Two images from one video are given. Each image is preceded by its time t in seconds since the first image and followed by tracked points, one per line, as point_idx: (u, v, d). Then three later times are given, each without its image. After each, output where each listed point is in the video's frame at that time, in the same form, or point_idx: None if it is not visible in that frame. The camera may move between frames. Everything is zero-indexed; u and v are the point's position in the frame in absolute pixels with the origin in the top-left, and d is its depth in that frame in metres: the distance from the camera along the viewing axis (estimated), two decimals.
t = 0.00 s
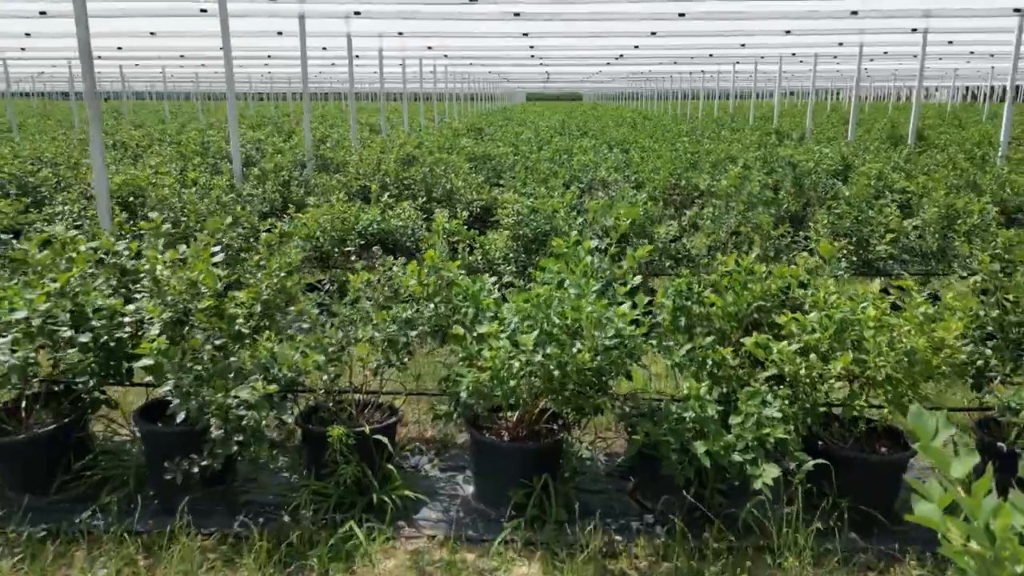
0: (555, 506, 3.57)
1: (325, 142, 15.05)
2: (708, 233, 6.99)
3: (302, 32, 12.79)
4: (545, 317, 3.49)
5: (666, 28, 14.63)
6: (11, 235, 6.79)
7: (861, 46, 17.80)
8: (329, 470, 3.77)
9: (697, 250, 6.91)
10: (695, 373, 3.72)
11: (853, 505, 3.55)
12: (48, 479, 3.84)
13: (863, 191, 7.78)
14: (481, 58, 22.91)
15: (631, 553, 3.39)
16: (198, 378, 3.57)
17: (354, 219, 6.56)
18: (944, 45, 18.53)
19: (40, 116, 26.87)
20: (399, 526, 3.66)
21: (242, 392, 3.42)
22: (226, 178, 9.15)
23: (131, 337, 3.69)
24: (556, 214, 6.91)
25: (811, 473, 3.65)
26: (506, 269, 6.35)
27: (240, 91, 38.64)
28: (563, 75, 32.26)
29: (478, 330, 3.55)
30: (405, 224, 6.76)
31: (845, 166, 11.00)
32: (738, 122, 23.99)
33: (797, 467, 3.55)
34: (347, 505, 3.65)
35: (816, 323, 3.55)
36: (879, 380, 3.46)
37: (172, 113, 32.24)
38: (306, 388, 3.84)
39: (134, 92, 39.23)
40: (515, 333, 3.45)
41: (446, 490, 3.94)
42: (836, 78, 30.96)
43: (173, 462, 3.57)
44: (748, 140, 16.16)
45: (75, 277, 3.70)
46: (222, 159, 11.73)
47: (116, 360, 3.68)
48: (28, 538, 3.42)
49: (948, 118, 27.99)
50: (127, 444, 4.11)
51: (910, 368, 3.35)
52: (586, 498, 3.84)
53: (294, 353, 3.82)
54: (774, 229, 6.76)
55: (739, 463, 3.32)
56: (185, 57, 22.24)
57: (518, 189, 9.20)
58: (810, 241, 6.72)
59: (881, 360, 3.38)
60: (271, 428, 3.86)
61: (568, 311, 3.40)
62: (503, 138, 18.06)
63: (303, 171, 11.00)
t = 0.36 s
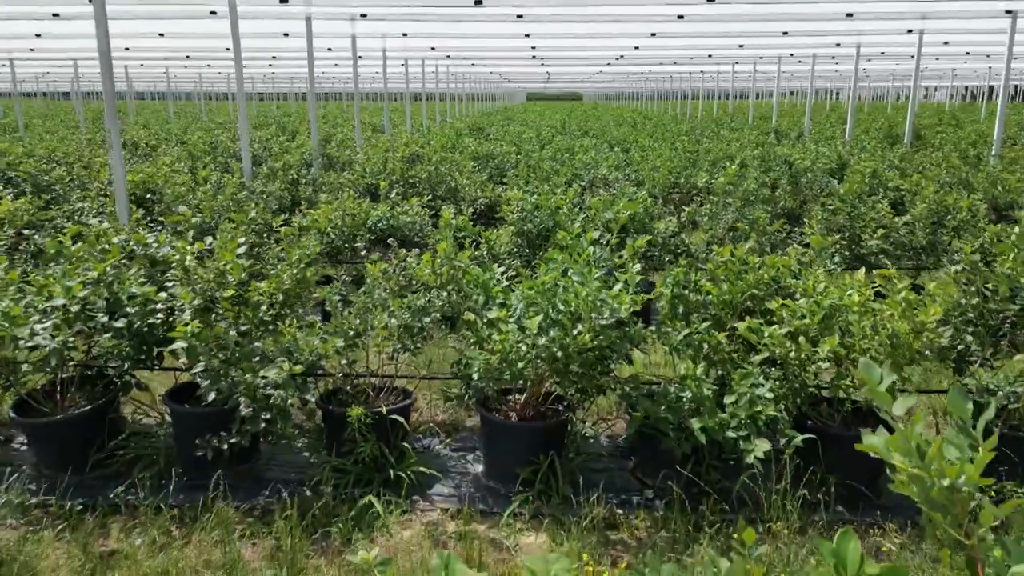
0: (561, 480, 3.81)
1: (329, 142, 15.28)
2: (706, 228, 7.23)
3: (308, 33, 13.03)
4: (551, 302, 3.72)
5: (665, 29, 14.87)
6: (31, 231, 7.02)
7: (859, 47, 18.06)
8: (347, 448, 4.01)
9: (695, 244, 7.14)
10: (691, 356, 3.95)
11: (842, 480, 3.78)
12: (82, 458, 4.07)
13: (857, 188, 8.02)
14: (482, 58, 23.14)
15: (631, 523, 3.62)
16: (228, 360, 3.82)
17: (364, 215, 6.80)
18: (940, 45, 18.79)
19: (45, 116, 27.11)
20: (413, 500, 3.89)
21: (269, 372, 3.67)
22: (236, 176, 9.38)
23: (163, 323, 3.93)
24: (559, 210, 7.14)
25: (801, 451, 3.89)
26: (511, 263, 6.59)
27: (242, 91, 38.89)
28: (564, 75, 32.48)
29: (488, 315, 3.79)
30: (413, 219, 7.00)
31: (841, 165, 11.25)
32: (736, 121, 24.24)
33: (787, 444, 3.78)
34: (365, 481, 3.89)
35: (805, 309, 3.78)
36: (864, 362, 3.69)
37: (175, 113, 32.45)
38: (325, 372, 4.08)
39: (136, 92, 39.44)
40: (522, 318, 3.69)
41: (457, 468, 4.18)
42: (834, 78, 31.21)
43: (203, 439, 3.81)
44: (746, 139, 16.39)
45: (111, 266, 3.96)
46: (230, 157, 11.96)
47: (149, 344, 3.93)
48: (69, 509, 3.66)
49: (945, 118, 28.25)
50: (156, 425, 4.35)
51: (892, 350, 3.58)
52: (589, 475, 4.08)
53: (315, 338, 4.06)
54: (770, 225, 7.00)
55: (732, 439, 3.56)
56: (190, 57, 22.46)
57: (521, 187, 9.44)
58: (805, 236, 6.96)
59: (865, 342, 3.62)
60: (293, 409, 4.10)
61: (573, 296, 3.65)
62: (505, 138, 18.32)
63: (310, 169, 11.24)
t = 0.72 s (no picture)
0: (565, 458, 4.04)
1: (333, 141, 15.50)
2: (704, 224, 7.46)
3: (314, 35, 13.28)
4: (557, 291, 3.95)
5: (665, 31, 15.12)
6: (50, 227, 7.23)
7: (856, 47, 18.32)
8: (364, 429, 4.23)
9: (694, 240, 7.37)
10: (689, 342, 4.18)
11: (830, 458, 4.04)
12: (114, 438, 4.31)
13: (852, 186, 8.23)
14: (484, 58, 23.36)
15: (632, 496, 3.85)
16: (253, 344, 4.06)
17: (374, 212, 7.03)
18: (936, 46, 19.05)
19: (50, 116, 27.31)
20: (427, 477, 4.12)
21: (293, 355, 3.90)
22: (246, 174, 9.60)
23: (191, 311, 4.17)
24: (562, 207, 7.37)
25: (793, 431, 4.12)
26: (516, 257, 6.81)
27: (244, 91, 39.11)
28: (565, 75, 32.72)
29: (497, 303, 4.02)
30: (422, 215, 7.22)
31: (837, 163, 11.48)
32: (736, 121, 24.47)
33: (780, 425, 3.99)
34: (382, 460, 4.11)
35: (797, 297, 4.01)
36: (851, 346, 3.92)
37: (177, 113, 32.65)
38: (343, 357, 4.31)
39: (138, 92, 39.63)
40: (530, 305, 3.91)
41: (467, 449, 4.41)
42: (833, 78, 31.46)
43: (229, 419, 4.06)
44: (744, 138, 16.60)
45: (142, 257, 4.21)
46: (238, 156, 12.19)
47: (177, 331, 4.17)
48: (104, 484, 3.89)
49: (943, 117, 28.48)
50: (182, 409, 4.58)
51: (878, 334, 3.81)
52: (593, 455, 4.31)
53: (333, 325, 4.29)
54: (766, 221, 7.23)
55: (728, 418, 3.78)
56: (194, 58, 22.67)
57: (524, 185, 9.67)
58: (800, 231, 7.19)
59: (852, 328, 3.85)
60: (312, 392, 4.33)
61: (578, 285, 3.89)
62: (507, 138, 18.53)
63: (316, 167, 11.47)
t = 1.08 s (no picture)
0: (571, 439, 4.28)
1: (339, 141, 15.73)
2: (703, 220, 7.70)
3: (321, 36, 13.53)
4: (562, 283, 4.19)
5: (666, 32, 15.35)
6: (70, 223, 7.46)
7: (854, 48, 18.59)
8: (379, 413, 4.45)
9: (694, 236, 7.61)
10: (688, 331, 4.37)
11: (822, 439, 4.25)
12: (144, 420, 4.51)
13: (847, 184, 8.47)
14: (486, 59, 23.59)
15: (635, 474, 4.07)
16: (275, 331, 4.29)
17: (384, 209, 7.26)
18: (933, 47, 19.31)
19: (55, 116, 27.56)
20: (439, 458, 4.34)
21: (316, 341, 4.14)
22: (256, 172, 9.84)
23: (218, 301, 4.42)
24: (565, 204, 7.62)
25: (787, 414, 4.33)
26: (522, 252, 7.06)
27: (246, 91, 39.33)
28: (566, 75, 32.95)
29: (508, 293, 4.26)
30: (428, 211, 7.44)
31: (834, 162, 11.73)
32: (736, 121, 24.72)
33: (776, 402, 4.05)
34: (397, 441, 4.33)
35: (790, 287, 4.22)
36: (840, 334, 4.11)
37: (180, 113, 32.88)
38: (360, 345, 4.54)
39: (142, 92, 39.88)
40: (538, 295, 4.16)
41: (477, 433, 4.63)
42: (832, 79, 31.72)
43: (254, 402, 4.29)
44: (743, 138, 16.84)
45: (170, 250, 4.44)
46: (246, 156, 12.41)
47: (203, 319, 4.40)
48: (135, 463, 4.10)
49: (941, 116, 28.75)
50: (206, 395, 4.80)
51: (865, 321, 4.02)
52: (597, 438, 4.55)
53: (351, 314, 4.52)
54: (763, 219, 7.46)
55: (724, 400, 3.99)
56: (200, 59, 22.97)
57: (527, 183, 9.90)
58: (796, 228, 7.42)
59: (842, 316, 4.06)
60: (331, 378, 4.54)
61: (584, 275, 4.12)
62: (508, 137, 18.75)
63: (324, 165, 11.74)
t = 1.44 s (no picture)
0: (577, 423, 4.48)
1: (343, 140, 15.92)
2: (703, 217, 7.91)
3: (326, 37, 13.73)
4: (568, 273, 4.41)
5: (667, 32, 15.54)
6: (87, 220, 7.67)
7: (853, 48, 18.75)
8: (395, 398, 4.67)
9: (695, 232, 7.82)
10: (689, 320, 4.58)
11: (816, 423, 4.47)
12: (171, 406, 4.73)
13: (843, 182, 8.67)
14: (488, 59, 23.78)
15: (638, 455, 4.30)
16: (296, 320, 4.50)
17: (393, 206, 7.48)
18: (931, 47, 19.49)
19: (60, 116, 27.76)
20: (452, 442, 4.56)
21: (336, 328, 4.35)
22: (265, 170, 10.04)
23: (241, 292, 4.64)
24: (569, 201, 7.82)
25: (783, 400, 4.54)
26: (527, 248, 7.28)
27: (248, 91, 39.52)
28: (567, 74, 33.13)
29: (517, 283, 4.48)
30: (436, 208, 7.66)
31: (831, 160, 11.94)
32: (736, 120, 24.91)
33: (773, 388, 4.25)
34: (412, 425, 4.55)
35: (785, 278, 4.44)
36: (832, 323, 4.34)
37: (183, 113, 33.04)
38: (375, 334, 4.76)
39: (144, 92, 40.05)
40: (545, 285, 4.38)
41: (488, 419, 4.85)
42: (832, 79, 31.87)
43: (277, 387, 4.52)
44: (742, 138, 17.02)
45: (197, 243, 4.66)
46: (253, 155, 12.61)
47: (226, 308, 4.61)
48: (165, 445, 4.32)
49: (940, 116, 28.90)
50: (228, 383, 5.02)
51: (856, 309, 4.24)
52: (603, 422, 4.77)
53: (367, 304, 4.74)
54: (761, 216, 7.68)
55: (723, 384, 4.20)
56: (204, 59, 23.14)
57: (531, 181, 10.11)
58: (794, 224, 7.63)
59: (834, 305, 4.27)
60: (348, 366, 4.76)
61: (590, 266, 4.33)
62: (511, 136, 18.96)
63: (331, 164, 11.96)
